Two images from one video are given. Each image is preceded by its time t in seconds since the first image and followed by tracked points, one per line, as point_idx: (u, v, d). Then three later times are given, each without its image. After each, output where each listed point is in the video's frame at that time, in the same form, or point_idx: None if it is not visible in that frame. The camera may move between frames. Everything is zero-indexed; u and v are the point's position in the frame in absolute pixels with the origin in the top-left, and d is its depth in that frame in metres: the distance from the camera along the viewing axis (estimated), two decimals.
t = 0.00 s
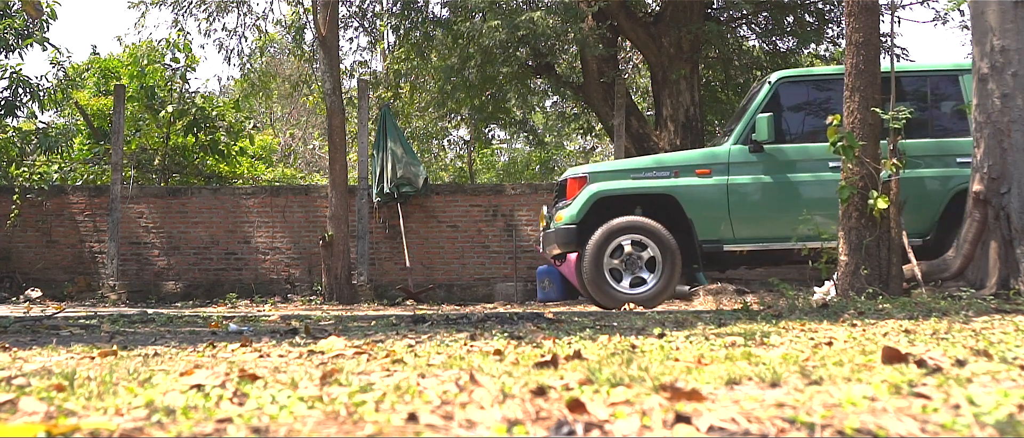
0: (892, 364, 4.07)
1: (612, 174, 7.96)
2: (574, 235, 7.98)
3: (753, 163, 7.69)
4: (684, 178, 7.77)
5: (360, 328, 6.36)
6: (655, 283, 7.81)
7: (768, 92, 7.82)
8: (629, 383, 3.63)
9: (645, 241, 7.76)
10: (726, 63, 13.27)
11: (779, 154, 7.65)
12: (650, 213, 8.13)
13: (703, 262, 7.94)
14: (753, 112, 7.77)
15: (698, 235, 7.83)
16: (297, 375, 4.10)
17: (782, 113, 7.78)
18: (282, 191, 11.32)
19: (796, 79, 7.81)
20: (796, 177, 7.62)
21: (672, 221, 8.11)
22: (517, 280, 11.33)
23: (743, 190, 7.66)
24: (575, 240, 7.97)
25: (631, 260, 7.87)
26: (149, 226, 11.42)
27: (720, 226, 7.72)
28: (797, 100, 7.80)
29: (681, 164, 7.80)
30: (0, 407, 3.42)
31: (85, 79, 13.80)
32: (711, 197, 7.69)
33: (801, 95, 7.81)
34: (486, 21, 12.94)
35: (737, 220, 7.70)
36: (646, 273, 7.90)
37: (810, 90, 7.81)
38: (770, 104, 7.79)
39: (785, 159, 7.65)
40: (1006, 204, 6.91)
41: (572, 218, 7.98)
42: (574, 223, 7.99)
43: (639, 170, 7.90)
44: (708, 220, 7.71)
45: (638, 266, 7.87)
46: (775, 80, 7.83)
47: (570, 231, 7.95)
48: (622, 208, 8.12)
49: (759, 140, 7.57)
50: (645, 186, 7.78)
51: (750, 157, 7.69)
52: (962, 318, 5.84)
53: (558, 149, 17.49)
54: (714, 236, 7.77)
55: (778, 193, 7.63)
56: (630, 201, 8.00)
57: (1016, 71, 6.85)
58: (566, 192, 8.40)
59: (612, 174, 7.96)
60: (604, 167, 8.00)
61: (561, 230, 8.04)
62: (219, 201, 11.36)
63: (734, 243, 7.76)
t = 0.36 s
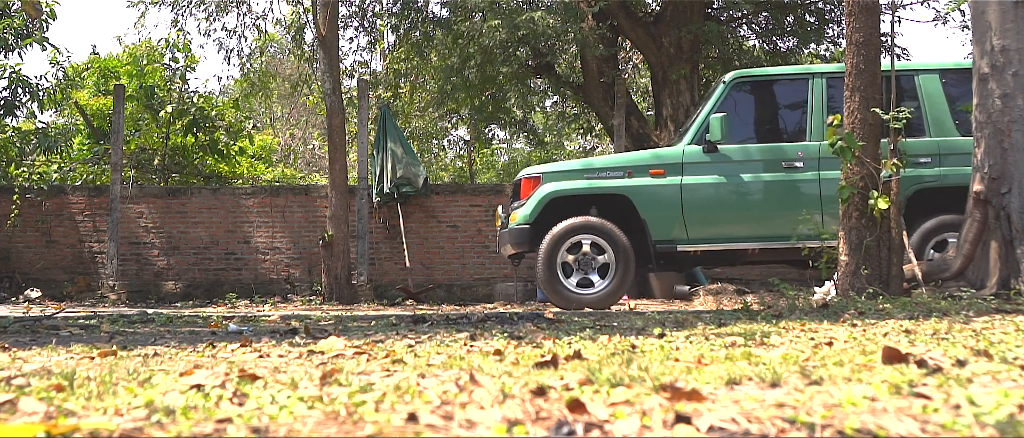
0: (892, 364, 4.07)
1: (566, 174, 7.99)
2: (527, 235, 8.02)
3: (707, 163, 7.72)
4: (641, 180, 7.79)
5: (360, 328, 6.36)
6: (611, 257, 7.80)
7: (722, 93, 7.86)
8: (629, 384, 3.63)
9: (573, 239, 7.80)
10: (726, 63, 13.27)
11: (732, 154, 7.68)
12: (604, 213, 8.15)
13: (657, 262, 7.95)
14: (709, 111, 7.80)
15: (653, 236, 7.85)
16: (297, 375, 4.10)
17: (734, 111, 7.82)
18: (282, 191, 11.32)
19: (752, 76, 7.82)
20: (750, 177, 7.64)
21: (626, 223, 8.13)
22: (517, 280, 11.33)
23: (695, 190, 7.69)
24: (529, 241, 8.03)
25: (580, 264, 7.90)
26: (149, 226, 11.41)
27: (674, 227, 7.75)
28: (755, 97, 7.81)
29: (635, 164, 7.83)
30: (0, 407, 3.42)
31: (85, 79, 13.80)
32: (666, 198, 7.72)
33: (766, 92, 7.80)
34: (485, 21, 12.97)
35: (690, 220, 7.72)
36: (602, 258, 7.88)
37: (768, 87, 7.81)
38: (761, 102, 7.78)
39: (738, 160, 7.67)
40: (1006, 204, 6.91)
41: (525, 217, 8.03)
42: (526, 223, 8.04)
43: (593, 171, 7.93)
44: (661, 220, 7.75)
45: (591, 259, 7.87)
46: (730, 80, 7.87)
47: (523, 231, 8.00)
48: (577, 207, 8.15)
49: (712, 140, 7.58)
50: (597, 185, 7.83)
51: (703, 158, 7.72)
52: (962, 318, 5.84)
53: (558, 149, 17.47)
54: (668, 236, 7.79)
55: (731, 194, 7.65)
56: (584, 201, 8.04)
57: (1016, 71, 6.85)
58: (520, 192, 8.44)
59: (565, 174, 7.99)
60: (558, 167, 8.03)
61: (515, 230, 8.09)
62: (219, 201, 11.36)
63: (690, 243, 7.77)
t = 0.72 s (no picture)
0: (892, 364, 4.07)
1: (526, 174, 7.98)
2: (488, 235, 8.04)
3: (667, 164, 7.71)
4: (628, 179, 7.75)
5: (360, 328, 6.36)
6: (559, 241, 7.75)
7: (683, 94, 7.87)
8: (629, 383, 3.63)
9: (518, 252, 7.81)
10: (726, 63, 13.30)
11: (693, 155, 7.67)
12: (566, 214, 8.17)
13: (617, 261, 7.96)
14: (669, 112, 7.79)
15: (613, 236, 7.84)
16: (297, 375, 4.10)
17: (695, 113, 7.81)
18: (282, 191, 11.33)
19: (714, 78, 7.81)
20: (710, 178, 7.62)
21: (586, 223, 8.15)
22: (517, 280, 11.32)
23: (656, 191, 7.69)
24: (489, 241, 8.05)
25: (541, 266, 7.91)
26: (149, 226, 11.41)
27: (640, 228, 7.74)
28: (721, 99, 7.80)
29: (595, 164, 7.81)
30: (0, 407, 3.42)
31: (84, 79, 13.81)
32: (628, 198, 7.71)
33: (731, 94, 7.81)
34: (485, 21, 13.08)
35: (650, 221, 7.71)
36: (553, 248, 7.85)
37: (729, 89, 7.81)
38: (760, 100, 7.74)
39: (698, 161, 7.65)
40: (1006, 204, 6.91)
41: (487, 218, 8.03)
42: (488, 223, 8.05)
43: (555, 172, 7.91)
44: (622, 220, 7.74)
45: (549, 258, 7.86)
46: (692, 81, 7.86)
47: (484, 231, 8.02)
48: (539, 207, 8.15)
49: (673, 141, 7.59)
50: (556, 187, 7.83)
51: (664, 159, 7.71)
52: (962, 318, 5.84)
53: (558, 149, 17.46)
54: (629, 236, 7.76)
55: (692, 195, 7.64)
56: (545, 202, 8.03)
57: (1016, 71, 6.85)
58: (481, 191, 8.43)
59: (525, 175, 7.97)
60: (519, 169, 8.02)
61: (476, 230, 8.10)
62: (219, 201, 11.36)
63: (650, 244, 7.75)
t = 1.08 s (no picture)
0: (892, 364, 4.07)
1: (486, 175, 7.90)
2: (450, 236, 7.97)
3: (629, 166, 7.63)
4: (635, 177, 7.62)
5: (360, 328, 6.36)
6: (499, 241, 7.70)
7: (645, 95, 7.83)
8: (629, 383, 3.63)
9: (481, 275, 7.77)
10: (727, 63, 13.32)
11: (654, 156, 7.59)
12: (529, 215, 8.06)
13: (578, 261, 7.90)
14: (631, 113, 7.73)
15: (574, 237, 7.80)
16: (297, 375, 4.10)
17: (662, 113, 7.74)
18: (282, 191, 11.33)
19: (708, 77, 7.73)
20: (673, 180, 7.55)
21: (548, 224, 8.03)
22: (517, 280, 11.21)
23: (617, 193, 7.62)
24: (451, 242, 7.98)
25: (507, 272, 7.86)
26: (149, 226, 11.40)
27: (640, 228, 7.65)
28: (698, 100, 7.74)
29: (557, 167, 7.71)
30: (0, 407, 3.42)
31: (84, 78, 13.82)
32: (590, 200, 7.65)
33: (703, 96, 7.74)
34: (485, 21, 13.11)
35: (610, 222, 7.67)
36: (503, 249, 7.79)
37: (697, 91, 7.75)
38: (763, 99, 7.65)
39: (660, 164, 7.58)
40: (1006, 204, 6.92)
41: (448, 219, 7.97)
42: (450, 224, 7.99)
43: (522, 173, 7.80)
44: (581, 222, 7.69)
45: (508, 260, 7.80)
46: (653, 83, 7.83)
47: (446, 231, 7.95)
48: (503, 208, 8.08)
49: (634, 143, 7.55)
50: (514, 189, 7.75)
51: (627, 161, 7.62)
52: (963, 318, 5.84)
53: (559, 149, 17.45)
54: (590, 238, 7.74)
55: (653, 196, 7.58)
56: (507, 202, 7.94)
57: (1016, 72, 6.85)
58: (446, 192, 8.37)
59: (486, 176, 7.89)
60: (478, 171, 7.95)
61: (438, 231, 8.03)
62: (220, 201, 11.36)
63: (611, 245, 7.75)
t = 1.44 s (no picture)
0: (892, 364, 4.07)
1: (449, 175, 7.77)
2: (412, 238, 7.85)
3: (593, 167, 7.58)
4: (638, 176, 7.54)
5: (360, 328, 6.36)
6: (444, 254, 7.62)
7: (609, 94, 7.75)
8: (629, 384, 3.63)
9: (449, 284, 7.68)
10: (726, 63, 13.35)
11: (617, 157, 7.54)
12: (492, 215, 7.94)
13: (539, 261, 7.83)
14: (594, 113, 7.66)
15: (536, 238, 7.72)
16: (297, 375, 4.10)
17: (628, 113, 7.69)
18: (282, 192, 11.33)
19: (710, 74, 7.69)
20: (637, 180, 7.53)
21: (510, 224, 7.91)
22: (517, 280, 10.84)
23: (580, 193, 7.56)
24: (413, 243, 7.86)
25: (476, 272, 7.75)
26: (148, 226, 11.39)
27: (641, 228, 7.58)
28: (667, 100, 7.70)
29: (520, 166, 7.63)
30: (0, 407, 3.42)
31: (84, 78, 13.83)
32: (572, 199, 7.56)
33: (672, 96, 7.70)
34: (485, 21, 13.11)
35: (573, 222, 7.61)
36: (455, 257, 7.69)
37: (663, 91, 7.71)
38: (761, 99, 7.67)
39: (623, 164, 7.55)
40: (1006, 204, 6.92)
41: (410, 220, 7.84)
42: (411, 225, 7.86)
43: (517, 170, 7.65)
44: (545, 222, 7.61)
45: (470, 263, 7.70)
46: (616, 83, 7.76)
47: (407, 233, 7.83)
48: (466, 209, 7.94)
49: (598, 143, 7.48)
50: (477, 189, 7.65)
51: (589, 161, 7.58)
52: (963, 318, 5.84)
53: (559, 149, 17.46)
54: (552, 238, 7.67)
55: (616, 197, 7.54)
56: (471, 203, 7.82)
57: (1016, 71, 6.84)
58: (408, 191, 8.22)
59: (448, 176, 7.76)
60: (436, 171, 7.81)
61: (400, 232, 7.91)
62: (219, 201, 11.35)
63: (574, 245, 7.69)
